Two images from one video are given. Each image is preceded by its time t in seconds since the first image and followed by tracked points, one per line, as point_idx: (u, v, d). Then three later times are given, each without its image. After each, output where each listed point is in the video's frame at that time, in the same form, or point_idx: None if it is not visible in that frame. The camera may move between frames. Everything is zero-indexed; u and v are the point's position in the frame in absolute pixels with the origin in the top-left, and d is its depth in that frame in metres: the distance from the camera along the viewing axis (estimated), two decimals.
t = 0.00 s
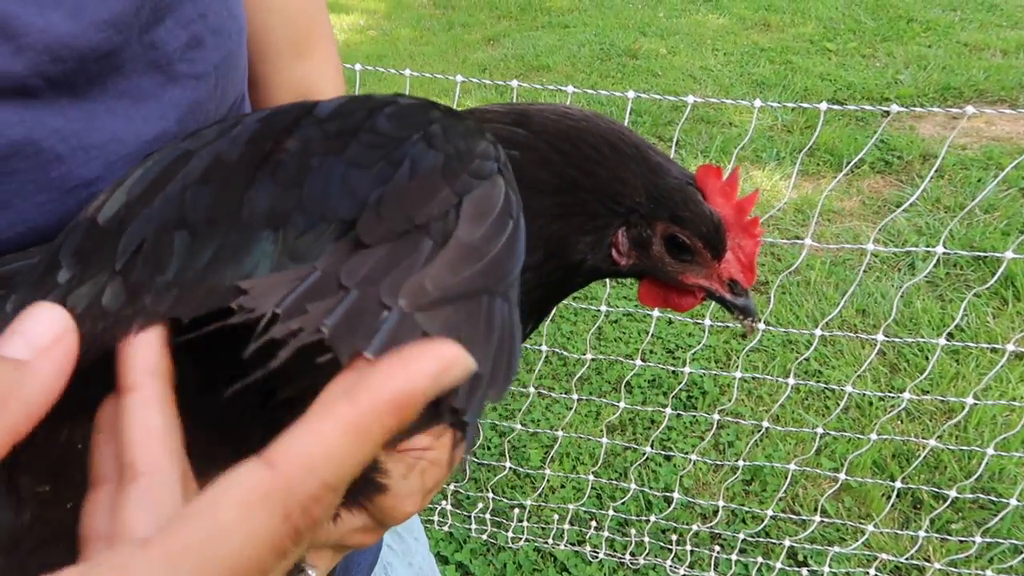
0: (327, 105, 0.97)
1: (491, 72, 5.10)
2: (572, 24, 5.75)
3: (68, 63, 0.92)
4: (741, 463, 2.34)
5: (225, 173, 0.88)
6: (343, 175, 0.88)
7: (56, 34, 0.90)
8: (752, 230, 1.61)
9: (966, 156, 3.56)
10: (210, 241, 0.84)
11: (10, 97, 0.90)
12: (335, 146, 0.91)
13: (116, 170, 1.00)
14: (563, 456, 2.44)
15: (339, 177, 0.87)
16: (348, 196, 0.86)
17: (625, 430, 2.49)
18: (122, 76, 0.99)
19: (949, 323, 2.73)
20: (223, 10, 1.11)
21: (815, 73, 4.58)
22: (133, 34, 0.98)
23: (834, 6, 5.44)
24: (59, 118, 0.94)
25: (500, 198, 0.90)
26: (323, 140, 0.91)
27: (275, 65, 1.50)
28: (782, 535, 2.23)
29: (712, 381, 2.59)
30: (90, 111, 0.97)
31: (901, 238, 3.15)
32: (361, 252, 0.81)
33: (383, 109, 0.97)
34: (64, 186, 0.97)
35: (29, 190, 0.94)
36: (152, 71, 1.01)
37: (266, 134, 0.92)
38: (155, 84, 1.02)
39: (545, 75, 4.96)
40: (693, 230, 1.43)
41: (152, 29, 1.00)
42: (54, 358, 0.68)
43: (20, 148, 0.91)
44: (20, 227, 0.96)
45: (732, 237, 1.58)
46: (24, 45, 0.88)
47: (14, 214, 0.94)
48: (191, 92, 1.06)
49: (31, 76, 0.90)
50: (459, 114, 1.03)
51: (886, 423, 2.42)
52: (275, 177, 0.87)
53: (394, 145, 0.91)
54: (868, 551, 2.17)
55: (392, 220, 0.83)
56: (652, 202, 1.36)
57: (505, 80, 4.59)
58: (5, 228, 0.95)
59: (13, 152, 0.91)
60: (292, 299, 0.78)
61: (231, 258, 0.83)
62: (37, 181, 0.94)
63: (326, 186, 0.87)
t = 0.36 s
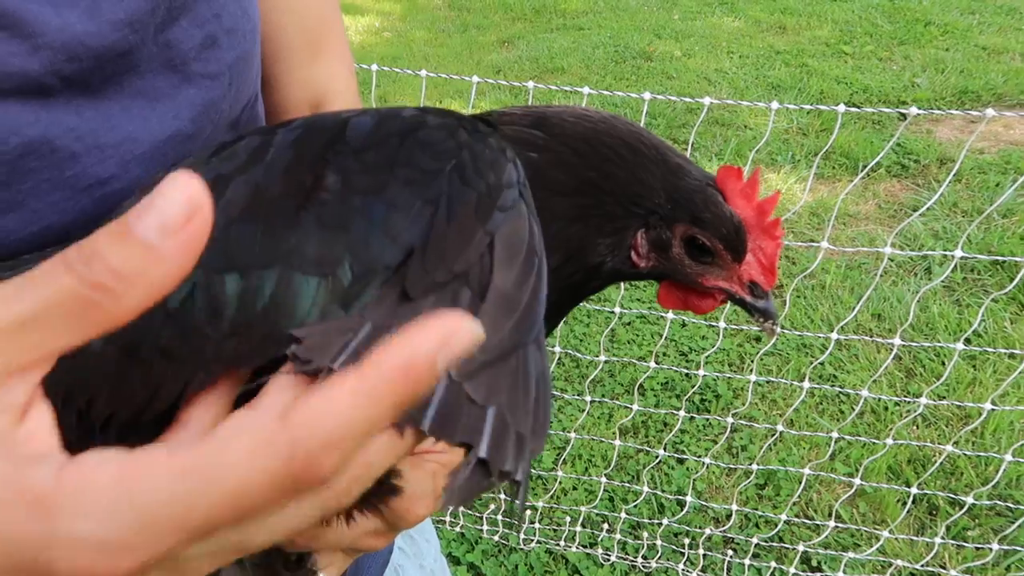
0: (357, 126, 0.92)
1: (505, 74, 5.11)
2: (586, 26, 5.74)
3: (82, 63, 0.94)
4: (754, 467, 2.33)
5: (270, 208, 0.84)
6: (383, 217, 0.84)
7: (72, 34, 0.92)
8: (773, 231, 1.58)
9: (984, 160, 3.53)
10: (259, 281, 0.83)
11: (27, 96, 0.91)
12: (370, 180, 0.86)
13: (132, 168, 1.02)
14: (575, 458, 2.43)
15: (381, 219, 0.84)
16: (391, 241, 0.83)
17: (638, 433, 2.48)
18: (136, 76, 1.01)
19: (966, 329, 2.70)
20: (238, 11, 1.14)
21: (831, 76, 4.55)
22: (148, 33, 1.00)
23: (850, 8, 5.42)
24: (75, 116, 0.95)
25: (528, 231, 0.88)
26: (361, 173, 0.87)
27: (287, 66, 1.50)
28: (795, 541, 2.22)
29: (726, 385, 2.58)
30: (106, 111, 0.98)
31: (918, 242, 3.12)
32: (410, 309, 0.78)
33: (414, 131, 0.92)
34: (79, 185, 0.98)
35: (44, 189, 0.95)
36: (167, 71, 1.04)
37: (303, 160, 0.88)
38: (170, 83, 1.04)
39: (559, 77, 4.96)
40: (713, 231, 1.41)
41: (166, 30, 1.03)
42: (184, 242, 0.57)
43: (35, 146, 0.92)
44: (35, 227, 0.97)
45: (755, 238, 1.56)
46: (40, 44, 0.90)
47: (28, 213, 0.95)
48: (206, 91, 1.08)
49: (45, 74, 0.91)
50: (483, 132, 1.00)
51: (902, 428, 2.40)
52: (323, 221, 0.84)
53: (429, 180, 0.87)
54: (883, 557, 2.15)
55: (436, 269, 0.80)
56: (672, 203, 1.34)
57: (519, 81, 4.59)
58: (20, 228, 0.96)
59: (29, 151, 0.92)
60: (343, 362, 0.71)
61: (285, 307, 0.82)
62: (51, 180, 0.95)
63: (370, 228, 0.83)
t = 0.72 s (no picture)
0: (370, 118, 0.89)
1: (517, 75, 5.11)
2: (598, 27, 5.74)
3: (98, 69, 0.98)
4: (766, 471, 2.31)
5: (288, 203, 0.82)
6: (408, 203, 0.81)
7: (87, 41, 0.96)
8: (801, 230, 1.58)
9: (998, 163, 3.51)
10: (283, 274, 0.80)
11: (44, 102, 0.95)
12: (390, 167, 0.84)
13: (146, 172, 1.05)
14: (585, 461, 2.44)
15: (405, 204, 0.81)
16: (421, 223, 0.80)
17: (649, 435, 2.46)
18: (150, 82, 1.04)
19: (981, 333, 2.68)
20: (253, 17, 1.17)
21: (844, 78, 4.52)
22: (163, 39, 1.04)
23: (864, 10, 5.39)
24: (90, 122, 0.99)
25: (573, 193, 0.85)
26: (379, 161, 0.84)
27: (299, 76, 1.51)
28: (808, 545, 2.21)
29: (737, 388, 2.57)
30: (121, 116, 1.02)
31: (931, 245, 3.10)
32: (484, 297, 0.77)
33: (428, 119, 0.89)
34: (94, 190, 1.01)
35: (57, 194, 0.98)
36: (181, 76, 1.07)
37: (315, 157, 0.86)
38: (185, 88, 1.08)
39: (571, 78, 4.96)
40: (740, 234, 1.40)
41: (181, 35, 1.07)
42: (496, 359, 0.46)
43: (50, 151, 0.96)
44: (50, 231, 1.00)
45: (782, 237, 1.56)
46: (57, 51, 0.94)
47: (43, 217, 0.98)
48: (221, 96, 1.11)
49: (62, 80, 0.95)
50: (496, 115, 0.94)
51: (916, 433, 2.38)
52: (342, 206, 0.82)
53: (450, 162, 0.84)
54: (895, 563, 2.14)
55: (495, 251, 0.79)
56: (694, 208, 1.35)
57: (530, 82, 4.59)
58: (35, 232, 0.99)
59: (43, 156, 0.95)
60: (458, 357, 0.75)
61: (314, 294, 0.78)
62: (65, 185, 0.98)
63: (394, 213, 0.81)
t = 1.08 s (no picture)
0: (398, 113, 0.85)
1: (520, 77, 5.11)
2: (601, 29, 5.74)
3: (109, 70, 0.99)
4: (769, 472, 2.31)
5: (330, 201, 0.80)
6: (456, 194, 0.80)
7: (98, 41, 0.97)
8: (809, 231, 1.57)
9: (1001, 165, 3.51)
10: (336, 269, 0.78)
11: (55, 103, 0.96)
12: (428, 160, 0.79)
13: (155, 171, 1.05)
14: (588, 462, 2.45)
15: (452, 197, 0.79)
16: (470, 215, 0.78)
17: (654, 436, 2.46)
18: (158, 81, 1.05)
19: (985, 335, 2.68)
20: (257, 17, 1.17)
21: (847, 80, 4.52)
22: (170, 39, 1.04)
23: (867, 12, 5.38)
24: (100, 122, 1.00)
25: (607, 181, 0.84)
26: (416, 156, 0.80)
27: (302, 77, 1.51)
28: (811, 547, 2.21)
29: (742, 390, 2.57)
30: (129, 116, 1.03)
31: (936, 247, 3.10)
32: (551, 292, 0.74)
33: (456, 112, 0.84)
34: (103, 190, 1.02)
35: (68, 194, 0.99)
36: (188, 76, 1.08)
37: (350, 153, 0.82)
38: (193, 88, 1.08)
39: (573, 80, 4.96)
40: (750, 236, 1.41)
41: (187, 36, 1.07)
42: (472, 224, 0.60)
43: (61, 151, 0.97)
44: (62, 231, 1.01)
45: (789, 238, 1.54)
46: (68, 51, 0.95)
47: (54, 217, 1.00)
48: (226, 96, 1.12)
49: (72, 80, 0.96)
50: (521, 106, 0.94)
51: (920, 435, 2.38)
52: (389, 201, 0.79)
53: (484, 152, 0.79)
54: (899, 565, 2.14)
55: (548, 246, 0.75)
56: (704, 210, 1.34)
57: (533, 84, 4.60)
58: (46, 231, 1.01)
59: (54, 156, 0.97)
60: (546, 357, 0.71)
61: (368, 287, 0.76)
62: (76, 185, 1.00)
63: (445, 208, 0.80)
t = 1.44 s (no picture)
0: (369, 140, 0.90)
1: (519, 78, 5.12)
2: (601, 30, 5.74)
3: (109, 75, 0.99)
4: (768, 475, 2.30)
5: (297, 234, 0.81)
6: (416, 225, 0.80)
7: (98, 47, 0.97)
8: (813, 234, 1.56)
9: (1000, 167, 3.51)
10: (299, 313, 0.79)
11: (54, 108, 0.96)
12: (395, 191, 0.83)
13: (152, 176, 1.05)
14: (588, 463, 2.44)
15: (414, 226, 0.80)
16: (432, 247, 0.79)
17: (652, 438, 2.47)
18: (157, 86, 1.05)
19: (984, 337, 2.68)
20: (257, 20, 1.17)
21: (847, 82, 4.52)
22: (169, 44, 1.04)
23: (866, 14, 5.39)
24: (97, 128, 1.00)
25: (593, 197, 0.84)
26: (384, 186, 0.84)
27: (305, 79, 1.52)
28: (810, 549, 2.21)
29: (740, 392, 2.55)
30: (128, 121, 1.03)
31: (935, 249, 3.10)
32: (514, 318, 0.76)
33: (428, 135, 0.89)
34: (100, 196, 1.02)
35: (65, 201, 1.00)
36: (188, 80, 1.08)
37: (319, 185, 0.85)
38: (192, 93, 1.08)
39: (573, 81, 4.96)
40: (754, 237, 1.40)
41: (186, 40, 1.07)
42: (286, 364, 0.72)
43: (58, 158, 0.97)
44: (59, 238, 1.02)
45: (792, 241, 1.54)
46: (68, 57, 0.95)
47: (51, 225, 1.00)
48: (225, 100, 1.11)
49: (72, 85, 0.96)
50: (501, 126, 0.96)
51: (919, 437, 2.38)
52: (351, 237, 0.81)
53: (456, 179, 0.83)
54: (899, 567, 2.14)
55: (513, 272, 0.77)
56: (706, 212, 1.34)
57: (532, 85, 4.60)
58: (43, 238, 1.01)
59: (51, 163, 0.97)
60: (493, 391, 0.73)
61: (331, 329, 0.78)
62: (72, 192, 1.00)
63: (404, 237, 0.80)
